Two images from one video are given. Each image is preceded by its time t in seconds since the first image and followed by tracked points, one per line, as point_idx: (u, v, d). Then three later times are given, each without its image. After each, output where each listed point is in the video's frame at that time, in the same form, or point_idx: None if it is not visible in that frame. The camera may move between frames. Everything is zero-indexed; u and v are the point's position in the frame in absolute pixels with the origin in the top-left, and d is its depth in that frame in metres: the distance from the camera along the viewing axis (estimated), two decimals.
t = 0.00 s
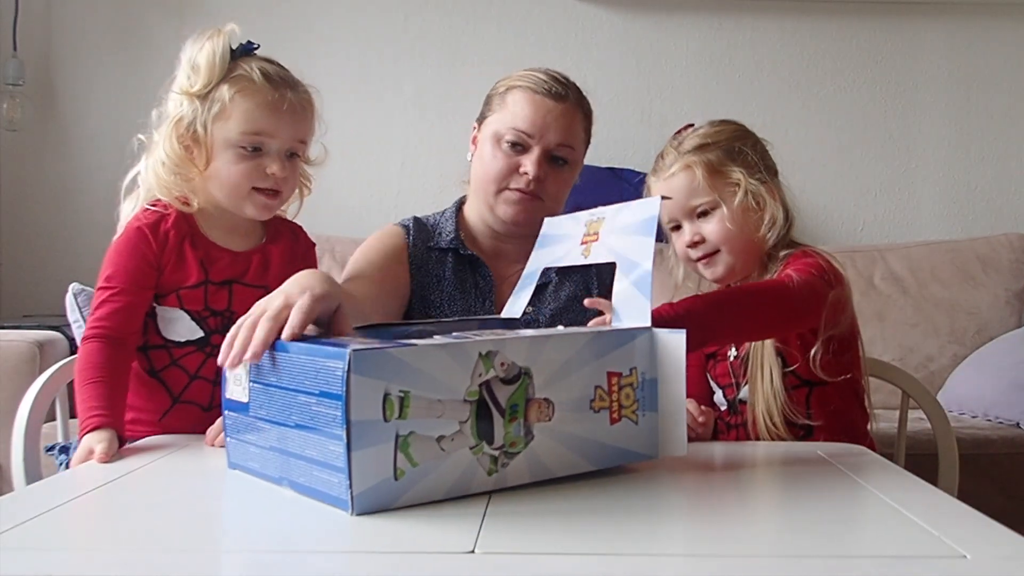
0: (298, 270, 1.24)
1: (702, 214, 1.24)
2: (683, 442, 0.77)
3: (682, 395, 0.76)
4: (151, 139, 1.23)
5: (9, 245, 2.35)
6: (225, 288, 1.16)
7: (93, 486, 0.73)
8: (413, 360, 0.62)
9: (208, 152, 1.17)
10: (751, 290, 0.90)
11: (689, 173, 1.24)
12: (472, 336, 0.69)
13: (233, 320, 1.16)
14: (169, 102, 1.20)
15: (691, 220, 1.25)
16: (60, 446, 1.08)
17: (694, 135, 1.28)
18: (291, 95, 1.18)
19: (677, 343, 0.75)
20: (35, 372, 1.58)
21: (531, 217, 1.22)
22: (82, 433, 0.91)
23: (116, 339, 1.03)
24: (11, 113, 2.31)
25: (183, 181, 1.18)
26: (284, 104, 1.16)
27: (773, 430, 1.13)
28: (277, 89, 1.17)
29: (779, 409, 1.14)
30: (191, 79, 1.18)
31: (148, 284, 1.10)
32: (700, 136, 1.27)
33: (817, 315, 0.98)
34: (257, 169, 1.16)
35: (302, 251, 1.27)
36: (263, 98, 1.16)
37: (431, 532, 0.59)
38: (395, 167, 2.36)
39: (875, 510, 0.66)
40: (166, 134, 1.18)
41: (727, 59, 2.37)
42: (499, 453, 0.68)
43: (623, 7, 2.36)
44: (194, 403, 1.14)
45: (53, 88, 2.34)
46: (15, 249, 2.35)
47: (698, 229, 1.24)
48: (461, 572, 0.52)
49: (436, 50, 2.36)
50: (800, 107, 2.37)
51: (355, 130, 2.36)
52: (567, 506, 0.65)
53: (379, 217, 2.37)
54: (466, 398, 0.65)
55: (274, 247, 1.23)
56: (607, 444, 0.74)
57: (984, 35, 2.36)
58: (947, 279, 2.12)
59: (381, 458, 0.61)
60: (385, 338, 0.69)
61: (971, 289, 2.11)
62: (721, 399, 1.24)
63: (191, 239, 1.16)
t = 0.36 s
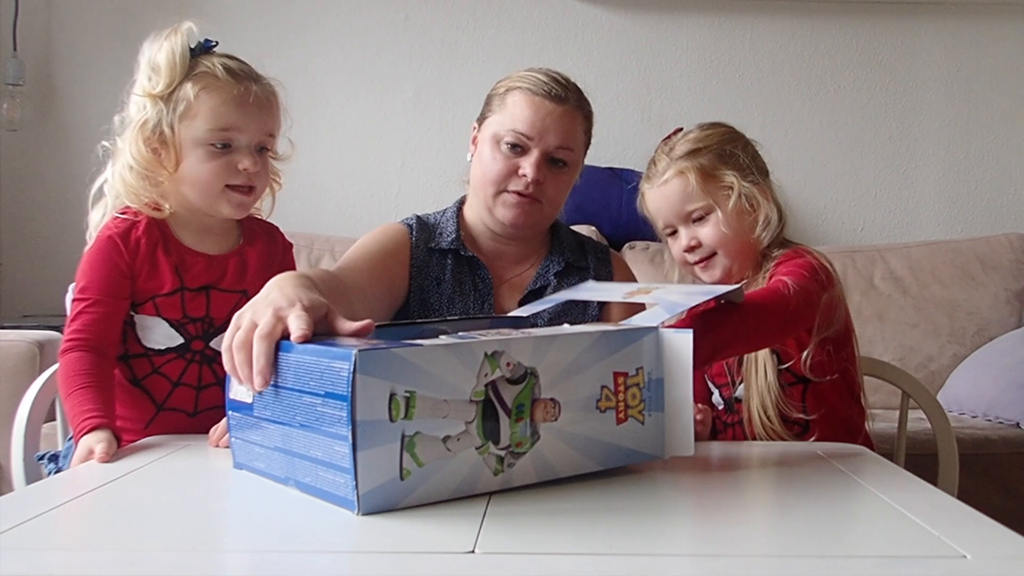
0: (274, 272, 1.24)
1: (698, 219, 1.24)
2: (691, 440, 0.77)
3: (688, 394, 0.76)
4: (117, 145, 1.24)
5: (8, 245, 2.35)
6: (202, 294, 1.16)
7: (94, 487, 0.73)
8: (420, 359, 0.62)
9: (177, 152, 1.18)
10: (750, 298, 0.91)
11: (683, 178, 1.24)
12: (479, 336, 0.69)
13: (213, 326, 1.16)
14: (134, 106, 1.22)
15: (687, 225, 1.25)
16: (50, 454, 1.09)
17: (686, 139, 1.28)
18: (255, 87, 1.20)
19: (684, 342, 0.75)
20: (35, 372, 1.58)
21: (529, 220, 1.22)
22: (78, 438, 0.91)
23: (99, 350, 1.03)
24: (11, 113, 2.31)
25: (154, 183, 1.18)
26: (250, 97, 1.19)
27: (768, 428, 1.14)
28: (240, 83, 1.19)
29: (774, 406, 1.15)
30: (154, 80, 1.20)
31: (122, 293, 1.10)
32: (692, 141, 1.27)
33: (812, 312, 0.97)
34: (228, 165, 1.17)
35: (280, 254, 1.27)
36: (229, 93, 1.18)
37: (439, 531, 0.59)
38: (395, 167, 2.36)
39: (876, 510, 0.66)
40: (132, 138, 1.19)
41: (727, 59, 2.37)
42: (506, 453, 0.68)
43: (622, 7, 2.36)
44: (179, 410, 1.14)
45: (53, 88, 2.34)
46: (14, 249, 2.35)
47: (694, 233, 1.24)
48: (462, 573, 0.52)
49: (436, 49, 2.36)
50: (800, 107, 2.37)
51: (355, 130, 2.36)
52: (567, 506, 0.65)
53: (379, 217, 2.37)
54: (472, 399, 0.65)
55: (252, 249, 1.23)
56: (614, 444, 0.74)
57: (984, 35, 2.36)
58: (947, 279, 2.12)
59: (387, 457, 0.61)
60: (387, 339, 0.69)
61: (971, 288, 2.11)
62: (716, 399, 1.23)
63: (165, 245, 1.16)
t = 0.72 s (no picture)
0: (273, 265, 1.25)
1: (705, 235, 1.23)
2: (696, 441, 0.77)
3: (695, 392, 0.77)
4: (115, 134, 1.22)
5: (8, 245, 2.35)
6: (204, 286, 1.16)
7: (93, 487, 0.73)
8: (425, 359, 0.62)
9: (179, 141, 1.16)
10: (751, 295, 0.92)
11: (684, 201, 1.23)
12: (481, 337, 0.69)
13: (215, 318, 1.16)
14: (133, 94, 1.20)
15: (697, 242, 1.25)
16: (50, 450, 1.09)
17: (676, 157, 1.27)
18: (258, 76, 1.19)
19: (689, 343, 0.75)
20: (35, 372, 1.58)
21: (530, 220, 1.22)
22: (78, 439, 0.92)
23: (97, 339, 1.03)
24: (11, 113, 2.31)
25: (154, 173, 1.17)
26: (254, 87, 1.18)
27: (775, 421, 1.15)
28: (244, 73, 1.18)
29: (782, 397, 1.15)
30: (156, 68, 1.18)
31: (122, 282, 1.09)
32: (683, 157, 1.26)
33: (824, 304, 0.98)
34: (231, 155, 1.17)
35: (280, 248, 1.28)
36: (232, 82, 1.16)
37: (440, 531, 0.59)
38: (395, 167, 2.36)
39: (877, 510, 0.66)
40: (132, 126, 1.17)
41: (727, 59, 2.37)
42: (510, 453, 0.68)
43: (622, 7, 2.36)
44: (181, 404, 1.14)
45: (53, 88, 2.34)
46: (14, 249, 2.35)
47: (705, 247, 1.24)
48: (464, 573, 0.52)
49: (436, 49, 2.36)
50: (800, 107, 2.37)
51: (355, 130, 2.36)
52: (569, 506, 0.65)
53: (378, 217, 2.37)
54: (476, 399, 0.65)
55: (252, 242, 1.24)
56: (618, 444, 0.74)
57: (983, 35, 2.36)
58: (947, 279, 2.12)
59: (389, 458, 0.61)
60: (395, 338, 0.69)
61: (971, 289, 2.11)
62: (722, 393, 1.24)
63: (166, 233, 1.15)
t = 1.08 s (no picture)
0: (279, 263, 1.25)
1: (713, 252, 1.23)
2: (697, 447, 0.77)
3: (697, 397, 0.76)
4: (126, 127, 1.22)
5: (8, 245, 2.35)
6: (211, 283, 1.16)
7: (94, 486, 0.73)
8: (429, 362, 0.62)
9: (192, 137, 1.16)
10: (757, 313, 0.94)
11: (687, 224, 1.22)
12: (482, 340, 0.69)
13: (220, 315, 1.16)
14: (147, 88, 1.20)
15: (705, 262, 1.24)
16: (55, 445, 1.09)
17: (670, 183, 1.27)
18: (274, 75, 1.19)
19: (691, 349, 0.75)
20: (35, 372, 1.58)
21: (526, 220, 1.22)
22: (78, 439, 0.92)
23: (102, 332, 1.03)
24: (11, 113, 2.31)
25: (164, 167, 1.17)
26: (271, 85, 1.18)
27: (786, 418, 1.16)
28: (261, 70, 1.18)
29: (791, 391, 1.16)
30: (171, 63, 1.17)
31: (128, 275, 1.09)
32: (677, 180, 1.26)
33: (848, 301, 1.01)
34: (244, 152, 1.17)
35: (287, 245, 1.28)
36: (249, 80, 1.17)
37: (439, 531, 0.59)
38: (395, 167, 2.36)
39: (877, 510, 0.66)
40: (145, 120, 1.17)
41: (727, 59, 2.37)
42: (510, 455, 0.68)
43: (622, 7, 2.36)
44: (184, 400, 1.14)
45: (53, 88, 2.34)
46: (13, 248, 2.35)
47: (717, 266, 1.23)
48: (463, 573, 0.52)
49: (436, 49, 2.36)
50: (799, 108, 2.37)
51: (354, 130, 2.36)
52: (569, 506, 0.66)
53: (378, 217, 2.37)
54: (476, 401, 0.65)
55: (260, 239, 1.24)
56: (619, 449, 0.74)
57: (983, 35, 2.36)
58: (947, 279, 2.12)
59: (389, 459, 0.62)
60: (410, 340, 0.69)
61: (971, 289, 2.11)
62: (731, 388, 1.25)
63: (174, 229, 1.15)
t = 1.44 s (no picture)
0: (285, 264, 1.25)
1: (739, 253, 1.23)
2: (719, 451, 0.75)
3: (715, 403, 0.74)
4: (133, 129, 1.22)
5: (7, 244, 2.35)
6: (218, 284, 1.16)
7: (100, 484, 0.74)
8: (442, 364, 0.62)
9: (200, 139, 1.16)
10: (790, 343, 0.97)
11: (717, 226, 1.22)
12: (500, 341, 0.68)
13: (226, 315, 1.16)
14: (154, 88, 1.20)
15: (730, 263, 1.24)
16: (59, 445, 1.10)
17: (698, 183, 1.26)
18: (281, 77, 1.18)
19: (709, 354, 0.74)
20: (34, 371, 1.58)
21: (523, 216, 1.22)
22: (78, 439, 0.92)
23: (107, 330, 1.03)
24: (11, 113, 2.31)
25: (172, 169, 1.17)
26: (277, 87, 1.17)
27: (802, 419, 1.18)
28: (268, 72, 1.18)
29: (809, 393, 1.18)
30: (178, 65, 1.17)
31: (135, 274, 1.09)
32: (705, 181, 1.25)
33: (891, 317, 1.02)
34: (252, 154, 1.17)
35: (292, 247, 1.28)
36: (256, 82, 1.16)
37: (440, 531, 0.59)
38: (395, 167, 2.36)
39: (877, 510, 0.66)
40: (153, 121, 1.17)
41: (727, 60, 2.37)
42: (522, 458, 0.67)
43: (622, 7, 2.36)
44: (189, 399, 1.15)
45: (53, 87, 2.34)
46: (13, 248, 2.35)
47: (742, 267, 1.24)
48: (463, 573, 0.52)
49: (436, 49, 2.36)
50: (799, 108, 2.37)
51: (355, 130, 2.36)
52: (570, 507, 0.66)
53: (378, 217, 2.37)
54: (489, 402, 0.65)
55: (267, 241, 1.24)
56: (640, 452, 0.73)
57: (983, 35, 2.36)
58: (947, 279, 2.12)
59: (399, 458, 0.62)
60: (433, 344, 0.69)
61: (971, 288, 2.11)
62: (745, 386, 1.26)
63: (183, 229, 1.15)
